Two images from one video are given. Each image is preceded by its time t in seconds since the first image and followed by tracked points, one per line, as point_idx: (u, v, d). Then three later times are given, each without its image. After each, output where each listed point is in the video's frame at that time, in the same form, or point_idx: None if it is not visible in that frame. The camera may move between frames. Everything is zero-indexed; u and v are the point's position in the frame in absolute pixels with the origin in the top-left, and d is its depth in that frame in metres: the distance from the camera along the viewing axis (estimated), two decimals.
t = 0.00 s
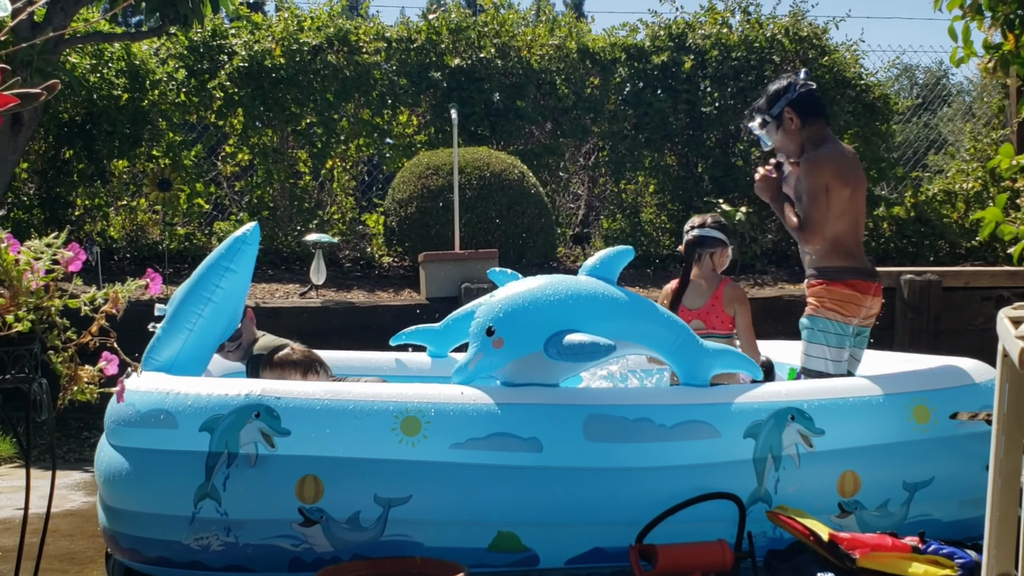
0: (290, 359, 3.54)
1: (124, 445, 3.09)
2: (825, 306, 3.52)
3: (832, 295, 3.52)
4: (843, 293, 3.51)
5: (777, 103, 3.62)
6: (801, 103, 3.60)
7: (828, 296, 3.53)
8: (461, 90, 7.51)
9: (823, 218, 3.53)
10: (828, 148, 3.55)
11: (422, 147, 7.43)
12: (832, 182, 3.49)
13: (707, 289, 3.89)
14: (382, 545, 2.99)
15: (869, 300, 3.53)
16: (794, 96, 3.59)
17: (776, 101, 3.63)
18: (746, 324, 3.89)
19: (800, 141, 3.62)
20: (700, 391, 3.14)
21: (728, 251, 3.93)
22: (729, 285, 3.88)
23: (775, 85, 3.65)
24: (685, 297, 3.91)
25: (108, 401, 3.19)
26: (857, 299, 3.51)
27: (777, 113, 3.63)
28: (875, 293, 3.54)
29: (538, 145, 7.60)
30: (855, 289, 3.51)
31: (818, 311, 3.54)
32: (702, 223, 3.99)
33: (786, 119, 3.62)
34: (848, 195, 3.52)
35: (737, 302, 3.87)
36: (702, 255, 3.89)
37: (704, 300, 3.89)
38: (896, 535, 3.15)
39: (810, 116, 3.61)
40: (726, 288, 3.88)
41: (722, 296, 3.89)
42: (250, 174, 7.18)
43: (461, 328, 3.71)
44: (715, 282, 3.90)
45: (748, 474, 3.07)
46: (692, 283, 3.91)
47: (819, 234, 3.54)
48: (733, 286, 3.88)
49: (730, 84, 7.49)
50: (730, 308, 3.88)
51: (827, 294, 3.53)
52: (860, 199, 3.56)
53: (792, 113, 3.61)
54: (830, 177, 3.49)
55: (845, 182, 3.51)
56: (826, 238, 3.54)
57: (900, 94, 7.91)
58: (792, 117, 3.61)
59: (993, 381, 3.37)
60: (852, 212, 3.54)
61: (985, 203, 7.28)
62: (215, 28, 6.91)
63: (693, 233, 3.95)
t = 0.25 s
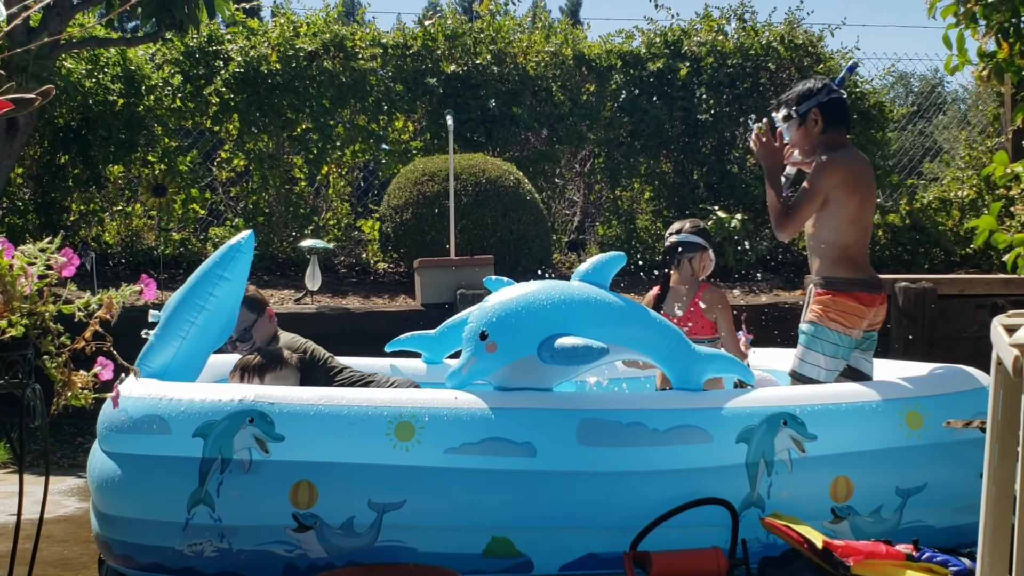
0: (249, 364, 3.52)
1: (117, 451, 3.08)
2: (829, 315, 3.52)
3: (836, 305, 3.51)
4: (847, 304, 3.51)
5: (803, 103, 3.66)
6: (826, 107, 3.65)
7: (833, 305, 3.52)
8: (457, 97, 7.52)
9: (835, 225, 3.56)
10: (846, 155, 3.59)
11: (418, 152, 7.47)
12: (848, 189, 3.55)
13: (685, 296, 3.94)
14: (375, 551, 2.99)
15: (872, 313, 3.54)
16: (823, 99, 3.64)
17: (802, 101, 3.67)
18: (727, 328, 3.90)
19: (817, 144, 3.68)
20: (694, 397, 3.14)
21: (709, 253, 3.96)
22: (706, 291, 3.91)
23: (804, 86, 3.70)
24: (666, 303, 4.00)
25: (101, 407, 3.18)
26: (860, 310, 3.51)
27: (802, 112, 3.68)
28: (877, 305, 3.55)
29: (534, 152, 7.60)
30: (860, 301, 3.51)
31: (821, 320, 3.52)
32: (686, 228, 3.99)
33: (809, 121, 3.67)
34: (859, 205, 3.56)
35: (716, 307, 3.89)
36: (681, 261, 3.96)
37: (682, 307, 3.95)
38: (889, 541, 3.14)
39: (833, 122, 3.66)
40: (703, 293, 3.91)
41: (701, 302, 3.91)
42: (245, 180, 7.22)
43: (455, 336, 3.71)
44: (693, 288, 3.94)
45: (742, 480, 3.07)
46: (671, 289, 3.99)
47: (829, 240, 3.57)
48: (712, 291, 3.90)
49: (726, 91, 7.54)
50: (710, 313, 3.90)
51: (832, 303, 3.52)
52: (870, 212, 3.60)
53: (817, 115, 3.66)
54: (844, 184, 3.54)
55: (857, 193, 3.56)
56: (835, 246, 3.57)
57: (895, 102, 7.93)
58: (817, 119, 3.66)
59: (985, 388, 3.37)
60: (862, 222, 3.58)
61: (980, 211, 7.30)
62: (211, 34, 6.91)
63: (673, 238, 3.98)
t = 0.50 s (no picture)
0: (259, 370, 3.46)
1: (116, 460, 3.08)
2: (823, 325, 3.52)
3: (831, 315, 3.51)
4: (841, 314, 3.50)
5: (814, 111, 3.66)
6: (836, 116, 3.64)
7: (827, 315, 3.51)
8: (458, 105, 7.52)
9: (836, 235, 3.56)
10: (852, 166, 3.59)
11: (419, 161, 7.44)
12: (850, 199, 3.55)
13: (687, 307, 3.93)
14: (374, 559, 2.98)
15: (867, 324, 3.54)
16: (835, 108, 3.63)
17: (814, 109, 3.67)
18: (730, 338, 3.92)
19: (826, 152, 3.68)
20: (693, 405, 3.13)
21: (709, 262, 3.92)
22: (709, 301, 3.90)
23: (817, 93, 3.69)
24: (668, 316, 3.97)
25: (100, 415, 3.18)
26: (855, 321, 3.50)
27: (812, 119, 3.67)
28: (873, 317, 3.54)
29: (535, 160, 7.60)
30: (856, 312, 3.50)
31: (816, 329, 3.52)
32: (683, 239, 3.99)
33: (819, 129, 3.66)
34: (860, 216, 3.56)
35: (718, 317, 3.89)
36: (681, 271, 3.93)
37: (684, 318, 3.94)
38: (890, 551, 3.13)
39: (842, 132, 3.66)
40: (706, 304, 3.91)
41: (702, 313, 3.91)
42: (246, 187, 7.17)
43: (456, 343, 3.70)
44: (696, 298, 3.93)
45: (742, 489, 3.06)
46: (674, 300, 3.97)
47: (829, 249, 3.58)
48: (714, 300, 3.90)
49: (727, 100, 7.52)
50: (712, 323, 3.90)
51: (827, 313, 3.52)
52: (872, 224, 3.60)
53: (827, 124, 3.65)
54: (846, 195, 3.55)
55: (859, 204, 3.56)
56: (834, 255, 3.57)
57: (895, 111, 7.93)
58: (826, 128, 3.65)
59: (985, 397, 3.37)
60: (863, 233, 3.57)
61: (981, 220, 7.30)
62: (212, 42, 6.92)
63: (671, 248, 3.98)
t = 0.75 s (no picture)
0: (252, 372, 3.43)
1: (120, 461, 3.08)
2: (822, 327, 3.52)
3: (830, 317, 3.51)
4: (840, 316, 3.51)
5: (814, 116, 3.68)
6: (837, 121, 3.65)
7: (826, 317, 3.52)
8: (460, 107, 7.54)
9: (834, 238, 3.56)
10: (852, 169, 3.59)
11: (421, 163, 7.44)
12: (851, 202, 3.54)
13: (708, 309, 3.91)
14: (377, 562, 2.98)
15: (865, 327, 3.53)
16: (834, 112, 3.64)
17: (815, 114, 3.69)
18: (750, 341, 3.89)
19: (829, 156, 3.69)
20: (697, 410, 3.13)
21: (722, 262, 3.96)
22: (730, 304, 3.89)
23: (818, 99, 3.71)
24: (688, 318, 3.95)
25: (104, 417, 3.18)
26: (853, 323, 3.51)
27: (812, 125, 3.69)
28: (871, 320, 3.53)
29: (537, 162, 7.61)
30: (854, 315, 3.50)
31: (816, 332, 3.53)
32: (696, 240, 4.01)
33: (820, 134, 3.68)
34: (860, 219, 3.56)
35: (739, 320, 3.88)
36: (700, 274, 3.93)
37: (704, 321, 3.92)
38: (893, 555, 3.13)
39: (843, 136, 3.66)
40: (727, 307, 3.89)
41: (723, 315, 3.90)
42: (248, 189, 7.18)
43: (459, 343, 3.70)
44: (716, 301, 3.91)
45: (745, 493, 3.06)
46: (693, 302, 3.94)
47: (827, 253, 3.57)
48: (735, 304, 3.89)
49: (729, 103, 7.54)
50: (732, 326, 3.89)
51: (825, 315, 3.53)
52: (872, 228, 3.59)
53: (828, 129, 3.67)
54: (846, 198, 3.54)
55: (860, 207, 3.55)
56: (833, 259, 3.57)
57: (898, 114, 7.93)
58: (827, 133, 3.67)
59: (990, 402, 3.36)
60: (863, 238, 3.57)
61: (983, 223, 7.31)
62: (215, 44, 6.93)
63: (689, 252, 3.98)
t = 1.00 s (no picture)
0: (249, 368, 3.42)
1: (123, 459, 3.09)
2: (821, 326, 3.53)
3: (828, 317, 3.51)
4: (839, 315, 3.50)
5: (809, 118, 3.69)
6: (831, 121, 3.66)
7: (825, 316, 3.52)
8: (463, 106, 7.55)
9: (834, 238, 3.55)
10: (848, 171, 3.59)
11: (424, 162, 7.46)
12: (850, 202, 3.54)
13: (717, 308, 3.91)
14: (380, 560, 2.98)
15: (864, 326, 3.53)
16: (825, 113, 3.66)
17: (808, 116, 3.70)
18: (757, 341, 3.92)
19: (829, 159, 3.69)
20: (700, 408, 3.13)
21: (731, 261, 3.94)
22: (739, 304, 3.89)
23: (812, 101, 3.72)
24: (697, 317, 3.93)
25: (107, 415, 3.19)
26: (851, 322, 3.50)
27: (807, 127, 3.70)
28: (870, 319, 3.53)
29: (540, 162, 7.61)
30: (853, 314, 3.50)
31: (814, 331, 3.54)
32: (710, 240, 4.01)
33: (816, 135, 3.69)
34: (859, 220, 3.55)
35: (747, 320, 3.89)
36: (711, 272, 3.91)
37: (713, 320, 3.92)
38: (896, 554, 3.13)
39: (839, 136, 3.66)
40: (736, 306, 3.89)
41: (731, 314, 3.90)
42: (251, 188, 7.19)
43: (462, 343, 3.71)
44: (725, 300, 3.92)
45: (748, 492, 3.06)
46: (703, 301, 3.93)
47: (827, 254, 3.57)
48: (744, 303, 3.89)
49: (732, 102, 7.53)
50: (740, 326, 3.90)
51: (824, 315, 3.53)
52: (871, 228, 3.59)
53: (823, 130, 3.68)
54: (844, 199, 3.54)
55: (858, 208, 3.55)
56: (832, 259, 3.56)
57: (901, 113, 7.93)
58: (823, 134, 3.68)
59: (994, 402, 3.36)
60: (863, 237, 3.56)
61: (986, 222, 7.31)
62: (218, 43, 6.93)
63: (699, 250, 3.96)
